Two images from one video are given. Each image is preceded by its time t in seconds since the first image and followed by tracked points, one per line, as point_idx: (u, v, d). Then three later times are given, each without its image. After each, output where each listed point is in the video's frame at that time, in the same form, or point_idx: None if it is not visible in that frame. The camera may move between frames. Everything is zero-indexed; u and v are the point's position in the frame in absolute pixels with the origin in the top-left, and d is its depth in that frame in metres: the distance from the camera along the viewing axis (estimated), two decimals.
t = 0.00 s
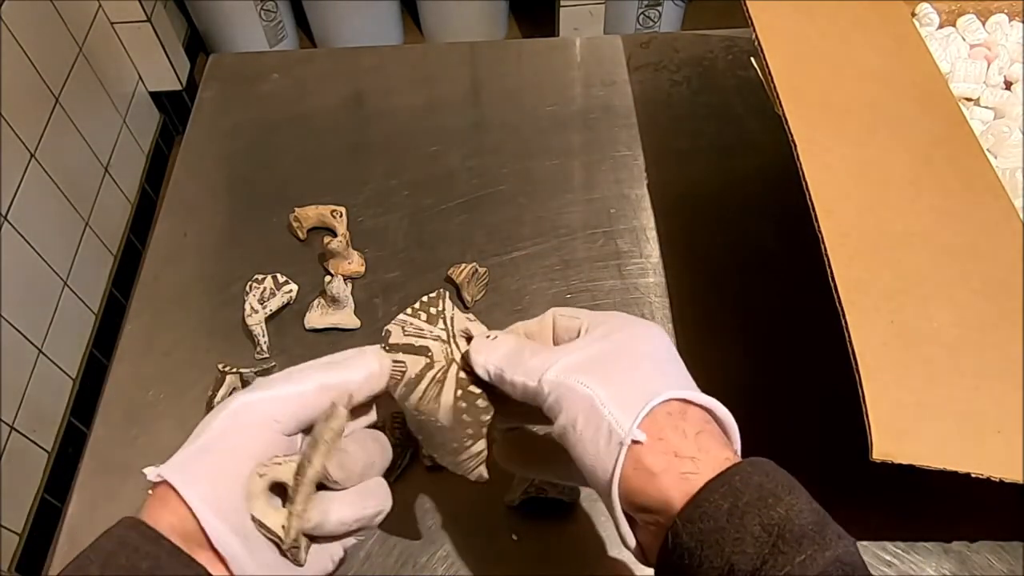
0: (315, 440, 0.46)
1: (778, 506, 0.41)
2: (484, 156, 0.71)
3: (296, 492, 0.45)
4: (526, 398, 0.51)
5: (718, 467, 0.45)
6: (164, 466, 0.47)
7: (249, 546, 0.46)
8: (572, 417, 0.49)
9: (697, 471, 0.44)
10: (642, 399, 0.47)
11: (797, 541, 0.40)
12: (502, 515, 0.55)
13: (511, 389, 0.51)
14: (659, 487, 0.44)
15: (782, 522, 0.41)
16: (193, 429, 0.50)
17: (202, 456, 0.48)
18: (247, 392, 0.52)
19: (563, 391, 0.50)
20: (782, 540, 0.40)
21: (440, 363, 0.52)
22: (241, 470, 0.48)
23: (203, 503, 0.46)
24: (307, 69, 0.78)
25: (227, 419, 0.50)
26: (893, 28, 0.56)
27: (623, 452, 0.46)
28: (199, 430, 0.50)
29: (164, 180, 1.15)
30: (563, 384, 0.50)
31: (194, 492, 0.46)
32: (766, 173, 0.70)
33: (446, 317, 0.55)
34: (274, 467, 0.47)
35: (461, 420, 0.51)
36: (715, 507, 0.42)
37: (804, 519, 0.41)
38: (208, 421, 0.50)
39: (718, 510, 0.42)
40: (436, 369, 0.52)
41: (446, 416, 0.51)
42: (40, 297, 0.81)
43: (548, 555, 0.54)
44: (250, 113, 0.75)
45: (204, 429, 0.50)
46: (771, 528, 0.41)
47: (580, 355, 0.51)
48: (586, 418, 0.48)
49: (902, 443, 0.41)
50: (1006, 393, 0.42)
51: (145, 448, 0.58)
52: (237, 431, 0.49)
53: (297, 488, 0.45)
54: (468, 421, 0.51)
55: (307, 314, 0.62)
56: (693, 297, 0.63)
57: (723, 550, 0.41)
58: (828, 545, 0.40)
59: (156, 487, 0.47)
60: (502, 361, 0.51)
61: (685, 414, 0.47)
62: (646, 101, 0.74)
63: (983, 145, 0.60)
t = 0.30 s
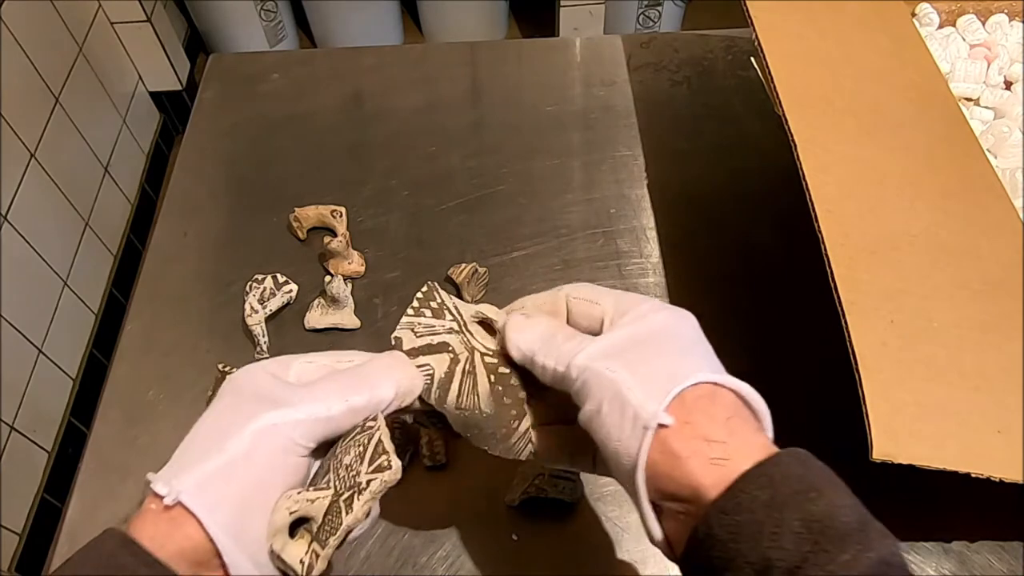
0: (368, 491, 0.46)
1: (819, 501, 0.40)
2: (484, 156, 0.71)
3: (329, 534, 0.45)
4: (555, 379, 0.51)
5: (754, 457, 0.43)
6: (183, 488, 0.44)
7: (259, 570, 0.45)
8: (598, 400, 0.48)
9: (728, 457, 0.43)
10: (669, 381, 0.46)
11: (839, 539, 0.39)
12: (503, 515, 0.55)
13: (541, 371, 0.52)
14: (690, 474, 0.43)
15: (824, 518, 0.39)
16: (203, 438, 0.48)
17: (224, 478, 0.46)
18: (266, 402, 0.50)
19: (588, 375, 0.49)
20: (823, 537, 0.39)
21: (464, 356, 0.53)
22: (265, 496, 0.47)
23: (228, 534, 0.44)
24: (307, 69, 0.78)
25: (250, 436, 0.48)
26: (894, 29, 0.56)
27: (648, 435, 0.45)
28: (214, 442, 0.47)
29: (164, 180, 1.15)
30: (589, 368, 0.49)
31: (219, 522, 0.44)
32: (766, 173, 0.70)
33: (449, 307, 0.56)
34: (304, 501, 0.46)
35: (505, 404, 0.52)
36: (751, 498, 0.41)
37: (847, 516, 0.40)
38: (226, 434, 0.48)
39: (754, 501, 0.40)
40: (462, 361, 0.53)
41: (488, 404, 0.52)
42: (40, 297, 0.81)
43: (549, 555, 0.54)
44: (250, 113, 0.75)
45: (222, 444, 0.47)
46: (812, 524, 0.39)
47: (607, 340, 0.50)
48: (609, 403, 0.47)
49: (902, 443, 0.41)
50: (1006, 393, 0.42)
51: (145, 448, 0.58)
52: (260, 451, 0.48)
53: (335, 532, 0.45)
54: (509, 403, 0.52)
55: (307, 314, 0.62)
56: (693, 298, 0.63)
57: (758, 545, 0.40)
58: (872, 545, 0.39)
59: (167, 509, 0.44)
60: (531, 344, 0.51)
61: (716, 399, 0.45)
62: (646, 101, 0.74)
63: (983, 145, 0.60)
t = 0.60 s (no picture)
0: (349, 513, 0.46)
1: (904, 517, 0.40)
2: (484, 156, 0.71)
3: (316, 558, 0.46)
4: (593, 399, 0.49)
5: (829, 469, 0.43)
6: (157, 528, 0.43)
7: None
8: (655, 416, 0.45)
9: (811, 468, 0.42)
10: (732, 390, 0.44)
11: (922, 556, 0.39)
12: (503, 516, 0.55)
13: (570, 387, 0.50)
14: (770, 487, 0.42)
15: (909, 534, 0.39)
16: (176, 473, 0.46)
17: (200, 514, 0.44)
18: (241, 430, 0.48)
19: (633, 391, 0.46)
20: (907, 554, 0.39)
21: (436, 346, 0.52)
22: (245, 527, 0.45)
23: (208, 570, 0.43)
24: (307, 69, 0.78)
25: (225, 468, 0.46)
26: (894, 29, 0.56)
27: (729, 451, 0.42)
28: (188, 476, 0.45)
29: (164, 180, 1.15)
30: (631, 380, 0.46)
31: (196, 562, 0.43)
32: (765, 173, 0.70)
33: (407, 302, 0.54)
34: (286, 529, 0.46)
35: (494, 378, 0.52)
36: (832, 510, 0.40)
37: (929, 533, 0.40)
38: (200, 467, 0.46)
39: (836, 513, 0.40)
40: (436, 353, 0.52)
41: (476, 385, 0.52)
42: (40, 297, 0.81)
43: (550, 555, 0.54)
44: (250, 113, 0.75)
45: (195, 478, 0.45)
46: (895, 540, 0.39)
47: (642, 345, 0.48)
48: (669, 417, 0.44)
49: (901, 443, 0.42)
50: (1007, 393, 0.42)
51: (145, 448, 0.58)
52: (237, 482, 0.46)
53: (321, 557, 0.46)
54: (498, 376, 0.52)
55: (307, 314, 0.62)
56: (693, 298, 0.63)
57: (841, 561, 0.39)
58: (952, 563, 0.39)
59: (144, 551, 0.43)
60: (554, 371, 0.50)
61: (770, 404, 0.44)
62: (646, 100, 0.74)
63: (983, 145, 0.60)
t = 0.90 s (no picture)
0: (367, 514, 0.49)
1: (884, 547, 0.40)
2: (484, 156, 0.71)
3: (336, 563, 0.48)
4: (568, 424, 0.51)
5: (814, 488, 0.43)
6: (178, 555, 0.44)
7: None
8: (624, 455, 0.47)
9: (784, 504, 0.42)
10: (698, 431, 0.44)
11: None
12: (503, 515, 0.55)
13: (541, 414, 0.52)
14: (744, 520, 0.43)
15: (890, 564, 0.39)
16: (185, 494, 0.47)
17: (219, 533, 0.46)
18: (242, 445, 0.49)
19: (605, 430, 0.48)
20: None
21: (428, 342, 0.58)
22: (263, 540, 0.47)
23: None
24: (307, 69, 0.78)
25: (235, 485, 0.47)
26: (894, 29, 0.56)
27: (696, 495, 0.44)
28: (198, 498, 0.47)
29: (164, 180, 1.15)
30: (601, 419, 0.48)
31: None
32: (765, 173, 0.70)
33: (396, 304, 0.61)
34: (305, 539, 0.48)
35: (486, 369, 0.58)
36: (806, 540, 0.40)
37: (914, 560, 0.39)
38: (209, 487, 0.47)
39: (810, 544, 0.40)
40: (428, 349, 0.58)
41: (469, 376, 0.57)
42: (41, 297, 0.81)
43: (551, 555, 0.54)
44: (250, 113, 0.75)
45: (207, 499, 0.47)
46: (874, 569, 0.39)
47: (619, 375, 0.48)
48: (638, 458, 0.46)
49: (902, 444, 0.42)
50: (1008, 392, 0.42)
51: (145, 448, 0.58)
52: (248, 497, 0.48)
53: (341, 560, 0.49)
54: (489, 366, 0.58)
55: (307, 314, 0.62)
56: (693, 298, 0.63)
57: None
58: None
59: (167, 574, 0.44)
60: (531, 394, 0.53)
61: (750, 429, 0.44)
62: (646, 100, 0.74)
63: (983, 145, 0.60)
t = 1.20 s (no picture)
0: (367, 505, 0.45)
1: (919, 456, 0.38)
2: (484, 156, 0.71)
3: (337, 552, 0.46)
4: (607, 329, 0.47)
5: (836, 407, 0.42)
6: (183, 540, 0.44)
7: None
8: (673, 348, 0.44)
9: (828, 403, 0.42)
10: (757, 333, 0.43)
11: (937, 493, 0.38)
12: (503, 516, 0.55)
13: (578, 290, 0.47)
14: (791, 425, 0.41)
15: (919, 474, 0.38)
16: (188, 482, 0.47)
17: (221, 521, 0.46)
18: (245, 436, 0.49)
19: (648, 320, 0.45)
20: (918, 490, 0.38)
21: (425, 340, 0.53)
22: (264, 530, 0.47)
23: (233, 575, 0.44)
24: (307, 69, 0.78)
25: (238, 474, 0.47)
26: (894, 29, 0.56)
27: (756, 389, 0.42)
28: (201, 488, 0.47)
29: (165, 180, 1.15)
30: (661, 297, 0.45)
31: (222, 567, 0.45)
32: (766, 173, 0.70)
33: (395, 303, 0.55)
34: (306, 528, 0.45)
35: (482, 367, 0.53)
36: (841, 445, 0.39)
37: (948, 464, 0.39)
38: (212, 477, 0.47)
39: (846, 449, 0.39)
40: (426, 346, 0.53)
41: (465, 374, 0.52)
42: (41, 296, 0.81)
43: (551, 555, 0.53)
44: (250, 113, 0.75)
45: (210, 487, 0.47)
46: (910, 474, 0.38)
47: (666, 267, 0.46)
48: (693, 353, 0.43)
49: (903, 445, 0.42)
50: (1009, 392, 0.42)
51: (145, 448, 0.58)
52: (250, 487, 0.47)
53: (341, 549, 0.46)
54: (485, 365, 0.53)
55: (307, 314, 0.62)
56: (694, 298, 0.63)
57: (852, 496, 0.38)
58: (968, 502, 0.38)
59: (172, 561, 0.45)
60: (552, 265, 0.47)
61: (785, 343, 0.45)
62: (646, 100, 0.74)
63: (983, 145, 0.60)
